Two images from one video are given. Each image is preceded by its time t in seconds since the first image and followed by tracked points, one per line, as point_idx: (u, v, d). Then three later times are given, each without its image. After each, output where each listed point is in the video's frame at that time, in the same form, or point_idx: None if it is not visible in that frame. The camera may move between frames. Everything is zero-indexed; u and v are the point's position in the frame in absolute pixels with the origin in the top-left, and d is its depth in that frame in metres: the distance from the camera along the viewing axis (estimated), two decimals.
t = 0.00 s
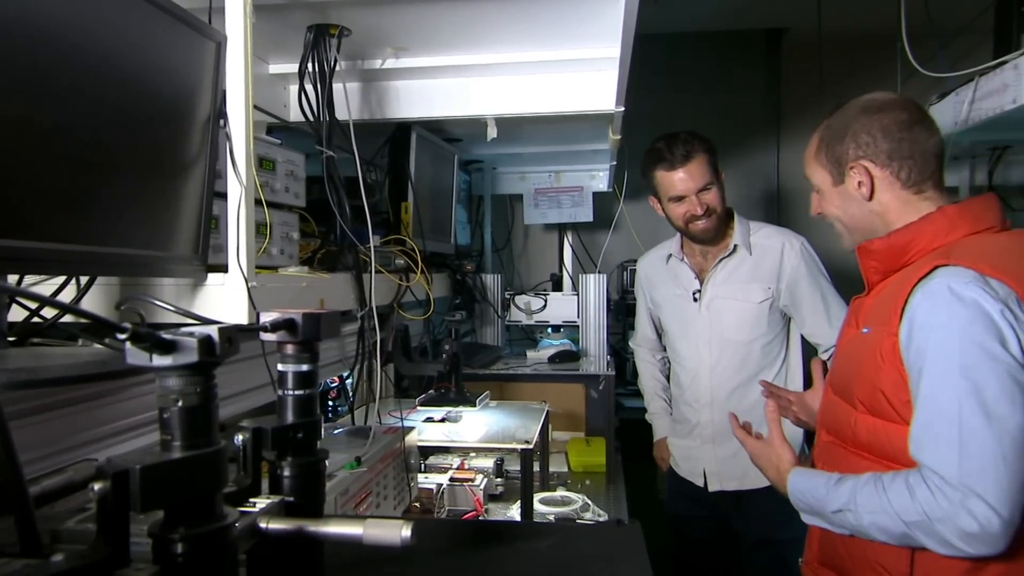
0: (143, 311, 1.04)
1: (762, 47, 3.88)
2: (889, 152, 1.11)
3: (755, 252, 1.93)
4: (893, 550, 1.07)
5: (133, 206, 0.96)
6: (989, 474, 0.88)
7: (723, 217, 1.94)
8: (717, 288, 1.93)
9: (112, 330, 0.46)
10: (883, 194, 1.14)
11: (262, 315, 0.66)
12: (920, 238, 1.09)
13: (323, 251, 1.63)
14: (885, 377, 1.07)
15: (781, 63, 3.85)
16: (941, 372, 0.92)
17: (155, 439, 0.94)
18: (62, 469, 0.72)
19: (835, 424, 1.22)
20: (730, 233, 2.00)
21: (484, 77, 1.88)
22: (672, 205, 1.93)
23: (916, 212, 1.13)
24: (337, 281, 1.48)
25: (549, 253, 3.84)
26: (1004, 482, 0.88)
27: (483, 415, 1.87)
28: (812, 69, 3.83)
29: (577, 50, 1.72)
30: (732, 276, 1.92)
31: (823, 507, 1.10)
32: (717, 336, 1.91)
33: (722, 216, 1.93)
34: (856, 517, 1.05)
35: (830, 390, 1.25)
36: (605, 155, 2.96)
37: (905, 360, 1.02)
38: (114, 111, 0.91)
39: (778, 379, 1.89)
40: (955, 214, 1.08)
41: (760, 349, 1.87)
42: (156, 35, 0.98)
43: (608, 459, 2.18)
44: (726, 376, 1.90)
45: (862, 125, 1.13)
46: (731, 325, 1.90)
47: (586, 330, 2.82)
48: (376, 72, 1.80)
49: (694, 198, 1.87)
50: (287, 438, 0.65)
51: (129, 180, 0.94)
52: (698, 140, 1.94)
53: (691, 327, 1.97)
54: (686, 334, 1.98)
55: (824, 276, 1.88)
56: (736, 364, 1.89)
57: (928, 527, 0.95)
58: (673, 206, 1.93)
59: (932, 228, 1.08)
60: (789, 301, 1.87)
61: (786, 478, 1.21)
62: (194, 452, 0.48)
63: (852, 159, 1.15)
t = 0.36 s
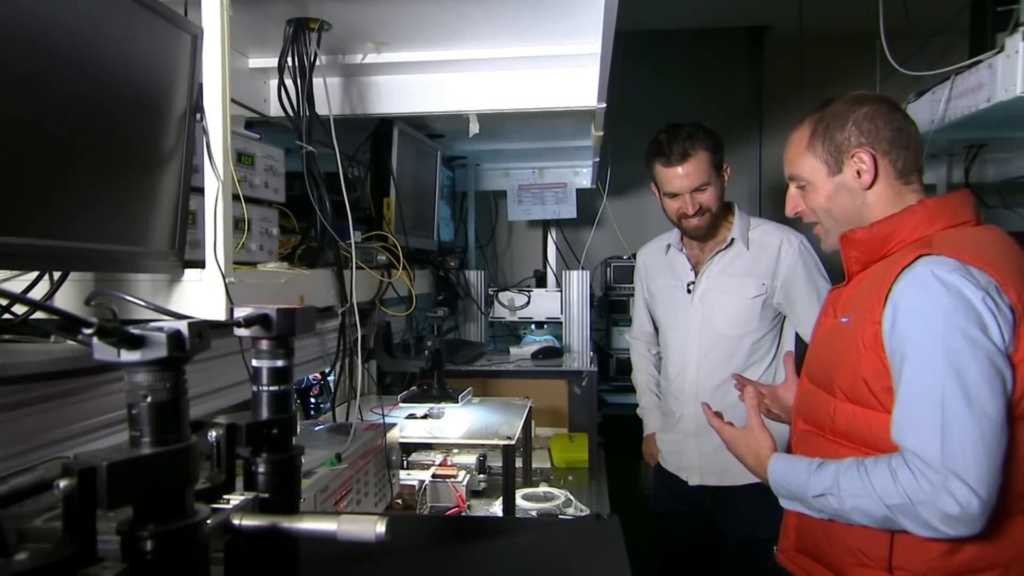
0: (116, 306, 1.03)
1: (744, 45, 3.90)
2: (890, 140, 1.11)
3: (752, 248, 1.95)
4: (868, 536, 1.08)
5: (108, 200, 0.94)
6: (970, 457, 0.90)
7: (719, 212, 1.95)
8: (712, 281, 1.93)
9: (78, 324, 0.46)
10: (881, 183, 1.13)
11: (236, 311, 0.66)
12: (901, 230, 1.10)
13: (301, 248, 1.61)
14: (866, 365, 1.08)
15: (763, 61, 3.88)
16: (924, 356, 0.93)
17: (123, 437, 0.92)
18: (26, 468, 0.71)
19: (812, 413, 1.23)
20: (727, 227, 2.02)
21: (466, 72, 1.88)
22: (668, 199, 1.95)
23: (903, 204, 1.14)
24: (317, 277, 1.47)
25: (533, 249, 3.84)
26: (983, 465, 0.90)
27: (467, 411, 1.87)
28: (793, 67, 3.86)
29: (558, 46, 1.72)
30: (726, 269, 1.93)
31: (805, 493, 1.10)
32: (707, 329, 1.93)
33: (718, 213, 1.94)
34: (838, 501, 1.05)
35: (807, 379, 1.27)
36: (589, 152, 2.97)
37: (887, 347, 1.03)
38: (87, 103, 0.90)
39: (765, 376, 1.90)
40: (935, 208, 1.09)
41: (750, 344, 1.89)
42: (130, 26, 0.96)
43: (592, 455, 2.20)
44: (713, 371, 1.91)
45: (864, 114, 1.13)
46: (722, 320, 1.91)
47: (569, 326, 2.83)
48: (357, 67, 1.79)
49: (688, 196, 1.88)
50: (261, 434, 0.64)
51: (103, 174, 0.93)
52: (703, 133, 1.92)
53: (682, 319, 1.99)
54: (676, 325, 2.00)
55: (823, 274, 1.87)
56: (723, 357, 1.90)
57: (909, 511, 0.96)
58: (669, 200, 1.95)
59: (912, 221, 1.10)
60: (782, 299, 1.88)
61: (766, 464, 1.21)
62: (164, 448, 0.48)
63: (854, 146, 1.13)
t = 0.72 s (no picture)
0: (92, 302, 1.02)
1: (729, 42, 3.91)
2: (874, 135, 1.12)
3: (744, 243, 1.95)
4: (846, 527, 1.09)
5: (84, 194, 0.93)
6: (946, 449, 0.91)
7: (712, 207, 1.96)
8: (702, 275, 1.95)
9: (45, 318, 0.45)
10: (865, 177, 1.14)
11: (211, 305, 0.65)
12: (882, 225, 1.11)
13: (285, 243, 1.61)
14: (847, 359, 1.09)
15: (747, 57, 3.90)
16: (903, 350, 0.94)
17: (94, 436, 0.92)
18: None
19: (794, 406, 1.24)
20: (721, 222, 2.02)
21: (450, 67, 1.87)
22: (660, 192, 1.96)
23: (886, 199, 1.15)
24: (300, 272, 1.46)
25: (518, 245, 3.84)
26: (957, 456, 0.91)
27: (451, 407, 1.86)
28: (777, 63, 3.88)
29: (542, 42, 1.72)
30: (717, 264, 1.94)
31: (782, 484, 1.11)
32: (694, 323, 1.94)
33: (710, 209, 1.95)
34: (814, 491, 1.06)
35: (788, 373, 1.28)
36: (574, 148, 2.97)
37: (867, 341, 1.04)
38: (62, 95, 0.88)
39: (751, 372, 1.91)
40: (916, 204, 1.10)
41: (737, 340, 1.89)
42: (106, 17, 0.95)
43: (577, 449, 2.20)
44: (697, 365, 1.93)
45: (850, 108, 1.13)
46: (709, 314, 1.92)
47: (555, 322, 2.83)
48: (340, 61, 1.78)
49: (678, 190, 1.90)
50: (238, 429, 0.63)
51: (79, 167, 0.92)
52: (698, 127, 1.92)
53: (670, 313, 2.01)
54: (665, 318, 2.02)
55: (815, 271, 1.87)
56: (708, 351, 1.92)
57: (884, 501, 0.97)
58: (661, 193, 1.96)
59: (892, 216, 1.10)
60: (772, 297, 1.88)
61: (745, 455, 1.22)
62: (136, 443, 0.47)
63: (839, 140, 1.14)
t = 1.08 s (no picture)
0: (72, 298, 1.01)
1: (717, 38, 3.91)
2: (866, 128, 1.11)
3: (730, 240, 1.95)
4: (829, 515, 1.10)
5: (64, 189, 0.92)
6: (871, 431, 0.94)
7: (698, 204, 1.96)
8: (688, 272, 1.96)
9: (18, 313, 0.44)
10: (854, 171, 1.14)
11: (192, 298, 0.65)
12: (873, 218, 1.12)
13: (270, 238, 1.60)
14: (829, 348, 1.10)
15: (735, 54, 3.91)
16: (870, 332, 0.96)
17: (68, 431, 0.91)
18: None
19: (780, 397, 1.24)
20: (708, 218, 2.03)
21: (437, 62, 1.86)
22: (646, 187, 1.97)
23: (875, 194, 1.15)
24: (285, 268, 1.45)
25: (507, 241, 3.84)
26: (873, 439, 0.95)
27: (439, 403, 1.86)
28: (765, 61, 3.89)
29: (530, 37, 1.71)
30: (704, 260, 1.94)
31: (711, 428, 1.12)
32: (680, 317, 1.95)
33: (695, 205, 1.95)
34: (738, 443, 1.09)
35: (776, 364, 1.28)
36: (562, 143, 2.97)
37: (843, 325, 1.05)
38: (40, 88, 0.87)
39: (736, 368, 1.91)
40: (906, 197, 1.11)
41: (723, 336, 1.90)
42: (85, 9, 0.93)
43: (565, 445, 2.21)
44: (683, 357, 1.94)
45: (846, 100, 1.13)
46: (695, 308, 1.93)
47: (543, 318, 2.84)
48: (326, 55, 1.77)
49: (664, 185, 1.90)
50: (220, 425, 0.63)
51: (58, 161, 0.90)
52: (685, 123, 1.93)
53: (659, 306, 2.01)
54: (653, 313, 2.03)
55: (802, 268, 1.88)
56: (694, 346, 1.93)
57: (793, 464, 1.01)
58: (647, 188, 1.96)
59: (884, 210, 1.11)
60: (757, 294, 1.89)
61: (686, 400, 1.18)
62: (113, 438, 0.47)
63: (831, 133, 1.14)
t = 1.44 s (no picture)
0: (56, 294, 1.00)
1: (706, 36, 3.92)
2: (869, 122, 1.12)
3: (717, 237, 1.96)
4: (802, 500, 1.11)
5: (47, 185, 0.91)
6: (826, 427, 0.99)
7: (684, 201, 1.96)
8: (675, 268, 1.96)
9: None
10: (856, 165, 1.14)
11: (176, 294, 0.64)
12: (867, 215, 1.12)
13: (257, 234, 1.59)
14: (809, 340, 1.11)
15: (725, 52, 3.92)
16: (847, 329, 0.99)
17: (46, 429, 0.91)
18: None
19: (763, 385, 1.25)
20: (696, 215, 2.03)
21: (426, 58, 1.86)
22: (632, 185, 1.97)
23: (873, 189, 1.15)
24: (272, 264, 1.45)
25: (497, 238, 3.84)
26: (830, 430, 0.99)
27: (428, 400, 1.85)
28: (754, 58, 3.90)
29: (519, 33, 1.71)
30: (692, 256, 1.95)
31: (680, 441, 1.21)
32: (668, 312, 1.96)
33: (682, 202, 1.95)
34: (704, 450, 1.17)
35: (763, 355, 1.27)
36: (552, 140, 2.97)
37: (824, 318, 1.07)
38: (22, 81, 0.86)
39: (722, 364, 1.92)
40: (902, 196, 1.11)
41: (708, 332, 1.91)
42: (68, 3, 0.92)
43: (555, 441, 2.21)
44: (669, 351, 1.95)
45: (848, 94, 1.14)
46: (682, 304, 1.93)
47: (533, 315, 2.83)
48: (314, 51, 1.76)
49: (648, 183, 1.91)
50: (204, 421, 0.63)
51: (41, 157, 0.89)
52: (673, 120, 1.93)
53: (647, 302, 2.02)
54: (641, 309, 2.04)
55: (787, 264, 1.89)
56: (679, 342, 1.93)
57: (754, 458, 1.08)
58: (633, 186, 1.97)
59: (878, 207, 1.11)
60: (743, 290, 1.90)
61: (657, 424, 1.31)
62: (94, 435, 0.46)
63: (834, 125, 1.14)
